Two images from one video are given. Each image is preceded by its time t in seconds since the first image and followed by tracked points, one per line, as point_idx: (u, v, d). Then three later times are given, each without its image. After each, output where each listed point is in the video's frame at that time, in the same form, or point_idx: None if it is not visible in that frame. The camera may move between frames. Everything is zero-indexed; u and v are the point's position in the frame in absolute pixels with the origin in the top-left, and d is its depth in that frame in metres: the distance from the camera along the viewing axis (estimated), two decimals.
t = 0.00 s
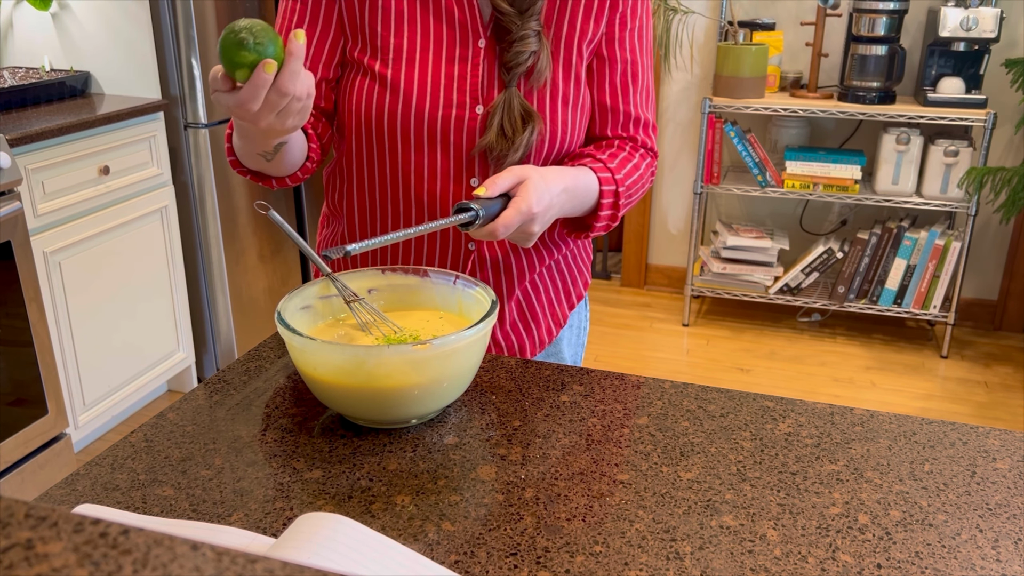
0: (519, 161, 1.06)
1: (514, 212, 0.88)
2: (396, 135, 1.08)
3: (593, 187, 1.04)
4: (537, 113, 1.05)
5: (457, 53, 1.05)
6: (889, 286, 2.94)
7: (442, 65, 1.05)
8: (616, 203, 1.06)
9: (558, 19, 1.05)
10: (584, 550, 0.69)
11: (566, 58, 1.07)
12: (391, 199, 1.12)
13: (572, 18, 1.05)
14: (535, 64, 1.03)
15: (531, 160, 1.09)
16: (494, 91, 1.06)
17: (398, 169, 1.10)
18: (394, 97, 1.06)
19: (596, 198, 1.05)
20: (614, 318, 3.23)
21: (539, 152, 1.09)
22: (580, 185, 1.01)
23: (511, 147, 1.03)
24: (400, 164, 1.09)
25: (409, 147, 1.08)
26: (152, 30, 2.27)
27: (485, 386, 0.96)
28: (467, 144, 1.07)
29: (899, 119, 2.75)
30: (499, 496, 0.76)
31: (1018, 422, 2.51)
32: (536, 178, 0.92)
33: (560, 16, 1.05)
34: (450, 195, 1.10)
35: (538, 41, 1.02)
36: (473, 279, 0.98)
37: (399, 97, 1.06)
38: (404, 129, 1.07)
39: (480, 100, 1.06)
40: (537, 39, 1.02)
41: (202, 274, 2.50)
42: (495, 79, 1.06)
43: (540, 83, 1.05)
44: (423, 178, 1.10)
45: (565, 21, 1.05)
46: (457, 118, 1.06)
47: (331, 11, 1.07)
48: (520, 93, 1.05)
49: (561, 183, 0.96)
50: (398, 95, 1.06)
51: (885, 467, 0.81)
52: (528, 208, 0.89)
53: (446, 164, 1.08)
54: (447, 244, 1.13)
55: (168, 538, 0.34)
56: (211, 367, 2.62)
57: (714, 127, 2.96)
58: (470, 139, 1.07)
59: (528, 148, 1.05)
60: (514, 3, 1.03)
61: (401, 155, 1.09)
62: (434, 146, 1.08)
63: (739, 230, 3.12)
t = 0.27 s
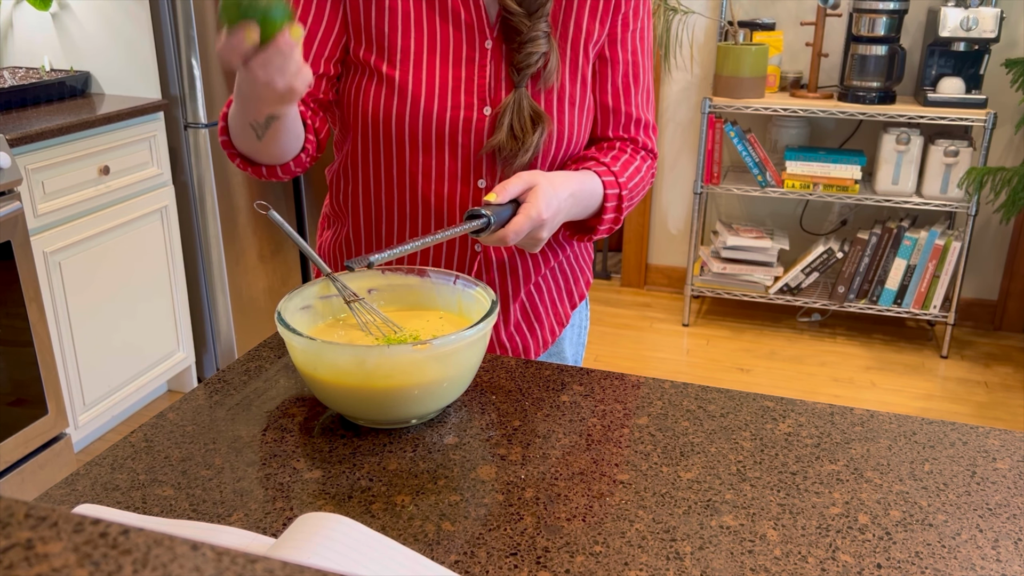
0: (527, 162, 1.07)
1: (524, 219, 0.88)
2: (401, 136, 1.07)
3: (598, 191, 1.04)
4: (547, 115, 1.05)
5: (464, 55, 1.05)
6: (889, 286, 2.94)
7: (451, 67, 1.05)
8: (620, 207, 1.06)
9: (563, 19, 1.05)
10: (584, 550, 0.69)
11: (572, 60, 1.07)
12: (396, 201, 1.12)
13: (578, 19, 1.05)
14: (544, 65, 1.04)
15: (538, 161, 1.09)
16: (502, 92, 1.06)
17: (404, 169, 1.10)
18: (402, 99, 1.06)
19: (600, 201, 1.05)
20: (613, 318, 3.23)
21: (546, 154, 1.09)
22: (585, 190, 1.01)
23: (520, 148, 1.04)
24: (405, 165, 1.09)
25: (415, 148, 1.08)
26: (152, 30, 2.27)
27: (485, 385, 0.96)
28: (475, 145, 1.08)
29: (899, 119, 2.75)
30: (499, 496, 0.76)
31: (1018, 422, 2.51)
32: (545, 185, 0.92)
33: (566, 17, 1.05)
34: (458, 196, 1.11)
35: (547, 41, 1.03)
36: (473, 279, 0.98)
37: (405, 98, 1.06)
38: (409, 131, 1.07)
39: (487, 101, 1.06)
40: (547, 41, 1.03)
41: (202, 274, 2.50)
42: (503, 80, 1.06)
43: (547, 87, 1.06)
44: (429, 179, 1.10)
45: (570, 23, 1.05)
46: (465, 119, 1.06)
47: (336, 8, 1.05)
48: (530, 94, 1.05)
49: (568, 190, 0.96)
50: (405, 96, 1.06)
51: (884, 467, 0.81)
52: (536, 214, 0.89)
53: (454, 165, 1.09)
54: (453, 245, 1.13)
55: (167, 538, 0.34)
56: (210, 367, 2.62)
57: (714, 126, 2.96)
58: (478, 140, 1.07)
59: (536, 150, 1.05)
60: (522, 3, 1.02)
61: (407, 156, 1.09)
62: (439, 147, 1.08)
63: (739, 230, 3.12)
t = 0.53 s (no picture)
0: (524, 159, 1.06)
1: (514, 224, 0.88)
2: (399, 135, 1.07)
3: (593, 194, 1.04)
4: (543, 112, 1.05)
5: (459, 54, 1.05)
6: (889, 286, 2.94)
7: (447, 66, 1.05)
8: (615, 208, 1.06)
9: (558, 17, 1.05)
10: (584, 550, 0.69)
11: (567, 58, 1.07)
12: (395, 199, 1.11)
13: (573, 16, 1.05)
14: (538, 62, 1.04)
15: (535, 160, 1.09)
16: (498, 90, 1.06)
17: (402, 168, 1.09)
18: (399, 98, 1.05)
19: (595, 204, 1.05)
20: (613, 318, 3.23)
21: (542, 153, 1.09)
22: (580, 193, 1.01)
23: (516, 145, 1.03)
24: (404, 164, 1.09)
25: (413, 147, 1.08)
26: (152, 30, 2.27)
27: (485, 385, 0.96)
28: (472, 143, 1.08)
29: (899, 119, 2.75)
30: (499, 496, 0.76)
31: (1018, 422, 2.51)
32: (537, 189, 0.92)
33: (561, 14, 1.05)
34: (456, 195, 1.10)
35: (541, 39, 1.02)
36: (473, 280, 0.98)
37: (404, 96, 1.05)
38: (407, 129, 1.07)
39: (483, 100, 1.06)
40: (541, 37, 1.02)
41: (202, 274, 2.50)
42: (499, 77, 1.06)
43: (543, 83, 1.05)
44: (428, 178, 1.09)
45: (565, 21, 1.06)
46: (462, 118, 1.06)
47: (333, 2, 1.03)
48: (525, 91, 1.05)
49: (561, 193, 0.96)
50: (403, 95, 1.05)
51: (885, 467, 0.81)
52: (527, 219, 0.89)
53: (452, 164, 1.09)
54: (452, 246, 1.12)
55: (167, 538, 0.34)
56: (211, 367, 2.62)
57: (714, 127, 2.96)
58: (474, 139, 1.07)
59: (533, 146, 1.05)
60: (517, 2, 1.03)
61: (406, 154, 1.08)
62: (438, 145, 1.08)
63: (739, 230, 3.12)
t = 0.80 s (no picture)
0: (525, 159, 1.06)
1: (508, 229, 0.88)
2: (400, 135, 1.07)
3: (590, 196, 1.03)
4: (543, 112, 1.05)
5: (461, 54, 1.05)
6: (889, 286, 2.94)
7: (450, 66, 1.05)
8: (614, 210, 1.05)
9: (559, 18, 1.06)
10: (584, 550, 0.69)
11: (568, 58, 1.07)
12: (398, 196, 1.12)
13: (574, 16, 1.05)
14: (538, 62, 1.04)
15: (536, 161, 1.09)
16: (499, 90, 1.06)
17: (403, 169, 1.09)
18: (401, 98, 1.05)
19: (593, 206, 1.05)
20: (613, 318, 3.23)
21: (544, 153, 1.09)
22: (576, 195, 1.01)
23: (517, 146, 1.03)
24: (405, 165, 1.09)
25: (415, 147, 1.07)
26: (152, 31, 2.27)
27: (484, 386, 0.96)
28: (473, 143, 1.08)
29: (899, 119, 2.75)
30: (499, 496, 0.76)
31: (1018, 422, 2.51)
32: (532, 193, 0.92)
33: (562, 15, 1.05)
34: (458, 196, 1.10)
35: (541, 39, 1.02)
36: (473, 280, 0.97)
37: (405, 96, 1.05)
38: (409, 130, 1.06)
39: (486, 101, 1.06)
40: (541, 37, 1.02)
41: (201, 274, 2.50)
42: (500, 78, 1.06)
43: (543, 83, 1.05)
44: (428, 179, 1.09)
45: (567, 22, 1.05)
46: (463, 119, 1.06)
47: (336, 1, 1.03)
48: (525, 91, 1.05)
49: (556, 196, 0.96)
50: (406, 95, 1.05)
51: (885, 467, 0.81)
52: (521, 224, 0.89)
53: (452, 164, 1.08)
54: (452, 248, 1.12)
55: (167, 538, 0.34)
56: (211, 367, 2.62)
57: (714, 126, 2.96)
58: (476, 139, 1.07)
59: (534, 147, 1.05)
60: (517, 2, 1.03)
61: (407, 154, 1.08)
62: (438, 144, 1.08)
63: (739, 230, 3.12)
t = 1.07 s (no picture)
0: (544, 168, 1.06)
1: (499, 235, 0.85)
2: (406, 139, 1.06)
3: (584, 198, 1.02)
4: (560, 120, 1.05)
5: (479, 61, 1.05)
6: (889, 286, 2.94)
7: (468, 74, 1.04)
8: (606, 216, 1.05)
9: (575, 23, 1.05)
10: (584, 550, 0.69)
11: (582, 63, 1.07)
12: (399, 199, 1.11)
13: (588, 18, 1.05)
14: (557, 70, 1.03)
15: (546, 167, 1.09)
16: (514, 96, 1.07)
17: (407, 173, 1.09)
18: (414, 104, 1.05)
19: (587, 209, 1.04)
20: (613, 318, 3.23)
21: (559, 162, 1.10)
22: (569, 198, 1.00)
23: (537, 155, 1.04)
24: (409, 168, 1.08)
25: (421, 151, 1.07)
26: (152, 31, 2.27)
27: (484, 385, 0.96)
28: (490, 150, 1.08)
29: (899, 119, 2.75)
30: (499, 496, 0.76)
31: (1018, 422, 2.51)
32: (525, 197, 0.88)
33: (578, 21, 1.05)
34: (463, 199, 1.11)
35: (559, 46, 1.01)
36: (473, 279, 0.97)
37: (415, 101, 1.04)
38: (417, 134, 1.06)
39: (503, 108, 1.07)
40: (559, 46, 1.01)
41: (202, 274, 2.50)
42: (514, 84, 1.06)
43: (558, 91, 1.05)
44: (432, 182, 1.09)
45: (582, 27, 1.05)
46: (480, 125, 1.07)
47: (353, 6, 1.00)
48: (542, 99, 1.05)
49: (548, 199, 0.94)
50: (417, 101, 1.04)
51: (884, 467, 0.81)
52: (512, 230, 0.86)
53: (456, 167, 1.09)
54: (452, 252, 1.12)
55: (168, 538, 0.34)
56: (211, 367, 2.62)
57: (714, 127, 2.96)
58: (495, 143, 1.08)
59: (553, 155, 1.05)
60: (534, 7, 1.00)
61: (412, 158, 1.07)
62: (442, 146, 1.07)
63: (739, 230, 3.13)
